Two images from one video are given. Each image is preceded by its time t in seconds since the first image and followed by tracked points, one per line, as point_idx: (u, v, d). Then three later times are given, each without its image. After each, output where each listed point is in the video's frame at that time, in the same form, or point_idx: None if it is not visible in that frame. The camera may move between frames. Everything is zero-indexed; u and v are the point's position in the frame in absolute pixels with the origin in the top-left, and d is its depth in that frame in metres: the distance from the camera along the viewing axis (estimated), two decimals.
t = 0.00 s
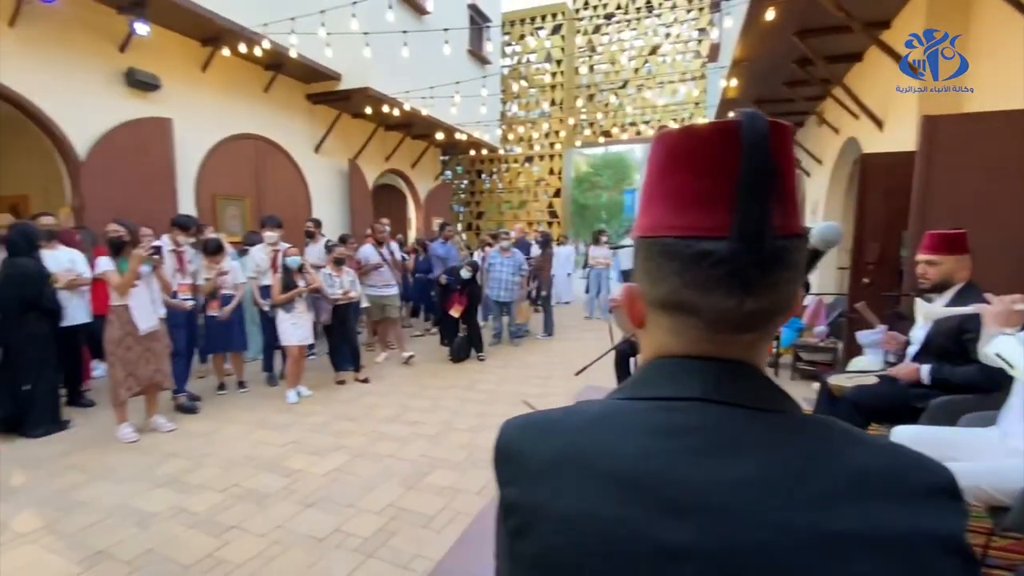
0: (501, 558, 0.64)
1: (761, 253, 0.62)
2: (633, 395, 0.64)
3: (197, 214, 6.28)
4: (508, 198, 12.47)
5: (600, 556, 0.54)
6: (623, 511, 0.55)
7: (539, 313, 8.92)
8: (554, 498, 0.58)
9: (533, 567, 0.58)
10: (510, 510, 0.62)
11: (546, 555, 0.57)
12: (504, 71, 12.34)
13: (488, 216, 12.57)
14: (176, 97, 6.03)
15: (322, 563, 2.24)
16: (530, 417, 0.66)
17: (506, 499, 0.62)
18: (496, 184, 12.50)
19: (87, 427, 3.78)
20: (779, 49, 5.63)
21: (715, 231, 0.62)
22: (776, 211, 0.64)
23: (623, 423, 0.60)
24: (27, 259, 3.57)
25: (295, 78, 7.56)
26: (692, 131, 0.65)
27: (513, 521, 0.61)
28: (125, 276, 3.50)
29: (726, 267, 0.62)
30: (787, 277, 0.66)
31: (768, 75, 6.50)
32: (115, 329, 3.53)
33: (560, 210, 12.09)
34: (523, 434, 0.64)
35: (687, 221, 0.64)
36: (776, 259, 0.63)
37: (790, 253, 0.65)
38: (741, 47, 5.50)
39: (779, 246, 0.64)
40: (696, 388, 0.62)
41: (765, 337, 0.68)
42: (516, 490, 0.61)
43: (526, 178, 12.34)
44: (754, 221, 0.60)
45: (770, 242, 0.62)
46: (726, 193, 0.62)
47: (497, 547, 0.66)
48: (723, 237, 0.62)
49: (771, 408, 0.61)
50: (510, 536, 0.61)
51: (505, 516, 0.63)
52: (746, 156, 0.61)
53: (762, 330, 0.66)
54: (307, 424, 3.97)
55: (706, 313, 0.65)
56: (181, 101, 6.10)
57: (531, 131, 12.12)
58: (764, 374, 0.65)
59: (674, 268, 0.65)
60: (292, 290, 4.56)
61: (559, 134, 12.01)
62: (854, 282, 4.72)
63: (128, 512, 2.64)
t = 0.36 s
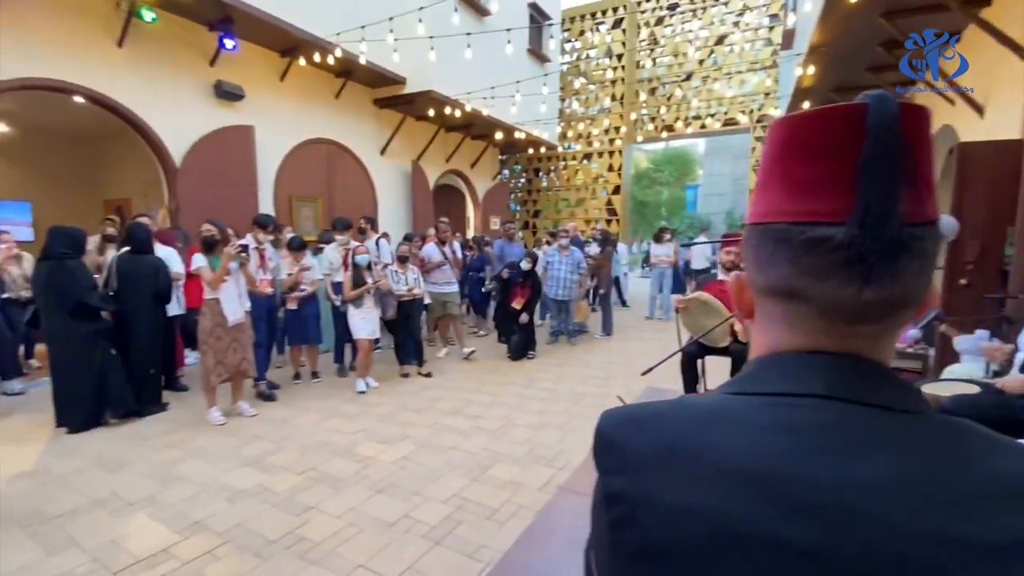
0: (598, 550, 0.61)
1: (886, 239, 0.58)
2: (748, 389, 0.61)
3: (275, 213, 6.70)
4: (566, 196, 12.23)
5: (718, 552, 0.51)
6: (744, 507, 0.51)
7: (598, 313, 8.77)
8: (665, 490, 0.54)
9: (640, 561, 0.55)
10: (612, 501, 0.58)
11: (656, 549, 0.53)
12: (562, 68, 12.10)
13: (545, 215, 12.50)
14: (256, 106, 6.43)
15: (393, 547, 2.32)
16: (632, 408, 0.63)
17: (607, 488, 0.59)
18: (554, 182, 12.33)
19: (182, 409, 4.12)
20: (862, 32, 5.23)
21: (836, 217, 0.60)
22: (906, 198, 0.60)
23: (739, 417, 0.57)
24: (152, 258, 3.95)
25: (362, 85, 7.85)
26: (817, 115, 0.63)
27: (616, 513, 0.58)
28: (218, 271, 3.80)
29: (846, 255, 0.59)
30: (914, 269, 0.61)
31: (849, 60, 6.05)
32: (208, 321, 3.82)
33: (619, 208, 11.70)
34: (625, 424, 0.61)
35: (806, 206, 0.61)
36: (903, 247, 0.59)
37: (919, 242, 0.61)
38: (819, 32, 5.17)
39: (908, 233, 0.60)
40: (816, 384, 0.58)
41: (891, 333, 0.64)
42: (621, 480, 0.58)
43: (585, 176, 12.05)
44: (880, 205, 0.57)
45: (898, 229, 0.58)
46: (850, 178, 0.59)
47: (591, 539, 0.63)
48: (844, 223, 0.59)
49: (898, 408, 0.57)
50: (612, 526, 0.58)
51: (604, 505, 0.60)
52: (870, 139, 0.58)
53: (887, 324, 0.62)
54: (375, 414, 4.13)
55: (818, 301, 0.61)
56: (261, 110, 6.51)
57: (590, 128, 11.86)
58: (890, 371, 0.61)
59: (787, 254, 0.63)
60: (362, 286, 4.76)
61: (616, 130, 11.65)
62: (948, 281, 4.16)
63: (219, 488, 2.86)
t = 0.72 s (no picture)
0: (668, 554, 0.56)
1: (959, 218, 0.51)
2: (838, 390, 0.55)
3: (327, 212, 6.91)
4: (610, 193, 12.02)
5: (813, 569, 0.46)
6: (843, 521, 0.46)
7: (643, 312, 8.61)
8: (752, 497, 0.49)
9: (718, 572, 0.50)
10: (687, 504, 0.53)
11: (738, 558, 0.49)
12: (607, 63, 11.90)
13: (588, 212, 12.41)
14: (311, 109, 6.67)
15: (442, 537, 2.37)
16: (707, 403, 0.57)
17: (682, 490, 0.54)
18: (598, 178, 12.15)
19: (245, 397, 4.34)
20: (932, 15, 4.91)
21: (909, 191, 0.55)
22: (999, 169, 0.52)
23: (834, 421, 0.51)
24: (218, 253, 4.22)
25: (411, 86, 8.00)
26: (924, 83, 0.58)
27: (690, 517, 0.53)
28: (277, 267, 3.98)
29: (912, 233, 0.54)
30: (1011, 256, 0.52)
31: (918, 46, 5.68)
32: (267, 314, 4.00)
33: (665, 204, 11.34)
34: (701, 421, 0.56)
35: (881, 179, 0.58)
36: (994, 231, 0.52)
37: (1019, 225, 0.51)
38: (883, 17, 4.88)
39: (999, 214, 0.52)
40: (914, 388, 0.52)
41: (990, 328, 0.55)
42: (699, 482, 0.53)
43: (629, 172, 11.74)
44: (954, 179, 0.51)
45: (974, 209, 0.51)
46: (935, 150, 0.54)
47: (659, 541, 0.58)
48: (914, 199, 0.55)
49: (1009, 414, 0.50)
50: (684, 530, 0.53)
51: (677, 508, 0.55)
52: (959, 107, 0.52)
53: (977, 316, 0.54)
54: (422, 408, 4.22)
55: (882, 280, 0.57)
56: (316, 112, 6.74)
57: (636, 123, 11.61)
58: (999, 373, 0.54)
59: (855, 229, 0.60)
60: (409, 283, 4.87)
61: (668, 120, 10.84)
62: None
63: (278, 473, 3.00)
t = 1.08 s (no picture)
0: (740, 548, 0.58)
1: None
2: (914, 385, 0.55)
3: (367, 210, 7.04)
4: (648, 189, 11.81)
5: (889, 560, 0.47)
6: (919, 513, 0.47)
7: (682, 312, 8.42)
8: (822, 489, 0.51)
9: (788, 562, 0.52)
10: (759, 497, 0.56)
11: (809, 550, 0.50)
12: (646, 57, 11.64)
13: (625, 209, 12.26)
14: (354, 109, 6.83)
15: (481, 531, 2.39)
16: (776, 399, 0.60)
17: (752, 483, 0.57)
18: (636, 174, 11.97)
19: (293, 389, 4.49)
20: None
21: (1004, 192, 0.54)
22: None
23: (910, 415, 0.52)
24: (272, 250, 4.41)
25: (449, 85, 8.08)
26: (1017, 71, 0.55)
27: (760, 509, 0.55)
28: (322, 263, 4.06)
29: (1007, 237, 0.54)
30: None
31: (983, 31, 5.33)
32: (313, 309, 4.13)
33: (706, 200, 11.01)
34: (770, 417, 0.58)
35: (972, 180, 0.57)
36: None
37: None
38: (944, 3, 4.61)
39: None
40: (1004, 380, 0.51)
41: None
42: (769, 474, 0.55)
43: (669, 168, 11.50)
44: None
45: None
46: None
47: (730, 536, 0.61)
48: (1011, 200, 0.53)
49: None
50: (755, 522, 0.56)
51: (748, 501, 0.57)
52: None
53: None
54: (460, 403, 4.26)
55: (978, 285, 0.56)
56: (357, 113, 6.89)
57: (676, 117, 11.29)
58: None
59: (944, 233, 0.60)
60: (447, 281, 4.92)
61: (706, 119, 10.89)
62: None
63: (324, 462, 3.09)
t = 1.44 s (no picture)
0: (787, 541, 0.62)
1: None
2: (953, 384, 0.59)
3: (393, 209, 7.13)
4: (675, 186, 11.62)
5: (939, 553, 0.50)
6: (958, 501, 0.50)
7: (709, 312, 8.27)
8: (867, 485, 0.55)
9: (839, 555, 0.55)
10: (803, 492, 0.60)
11: (861, 544, 0.54)
12: (672, 52, 11.40)
13: (651, 206, 12.11)
14: (381, 109, 6.93)
15: (507, 527, 2.40)
16: (821, 396, 0.63)
17: (800, 478, 0.61)
18: (662, 171, 11.79)
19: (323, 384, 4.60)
20: None
21: None
22: None
23: (957, 415, 0.55)
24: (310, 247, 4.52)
25: (474, 84, 8.11)
26: None
27: (804, 503, 0.60)
28: (350, 261, 4.17)
29: None
30: None
31: None
32: (341, 305, 4.22)
33: (734, 197, 10.77)
34: (812, 412, 0.62)
35: None
36: None
37: None
38: None
39: None
40: None
41: None
42: (817, 471, 0.59)
43: (696, 164, 11.28)
44: None
45: None
46: None
47: (775, 529, 0.65)
48: None
49: None
50: (803, 517, 0.60)
51: (795, 495, 0.61)
52: None
53: None
54: (484, 400, 4.29)
55: None
56: (384, 113, 6.97)
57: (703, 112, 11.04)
58: None
59: (1001, 232, 0.60)
60: (471, 279, 4.95)
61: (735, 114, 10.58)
62: None
63: (351, 455, 3.15)
